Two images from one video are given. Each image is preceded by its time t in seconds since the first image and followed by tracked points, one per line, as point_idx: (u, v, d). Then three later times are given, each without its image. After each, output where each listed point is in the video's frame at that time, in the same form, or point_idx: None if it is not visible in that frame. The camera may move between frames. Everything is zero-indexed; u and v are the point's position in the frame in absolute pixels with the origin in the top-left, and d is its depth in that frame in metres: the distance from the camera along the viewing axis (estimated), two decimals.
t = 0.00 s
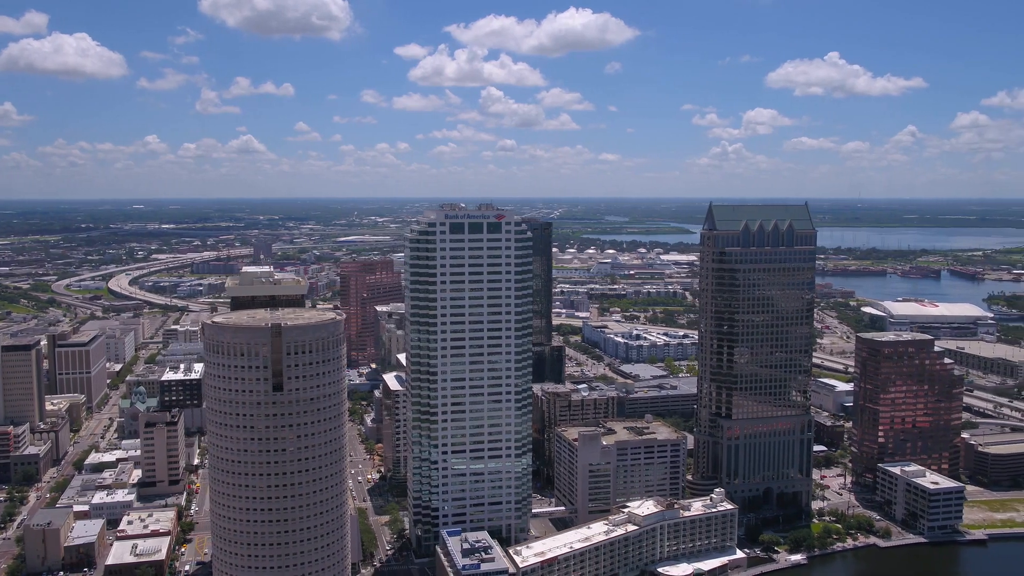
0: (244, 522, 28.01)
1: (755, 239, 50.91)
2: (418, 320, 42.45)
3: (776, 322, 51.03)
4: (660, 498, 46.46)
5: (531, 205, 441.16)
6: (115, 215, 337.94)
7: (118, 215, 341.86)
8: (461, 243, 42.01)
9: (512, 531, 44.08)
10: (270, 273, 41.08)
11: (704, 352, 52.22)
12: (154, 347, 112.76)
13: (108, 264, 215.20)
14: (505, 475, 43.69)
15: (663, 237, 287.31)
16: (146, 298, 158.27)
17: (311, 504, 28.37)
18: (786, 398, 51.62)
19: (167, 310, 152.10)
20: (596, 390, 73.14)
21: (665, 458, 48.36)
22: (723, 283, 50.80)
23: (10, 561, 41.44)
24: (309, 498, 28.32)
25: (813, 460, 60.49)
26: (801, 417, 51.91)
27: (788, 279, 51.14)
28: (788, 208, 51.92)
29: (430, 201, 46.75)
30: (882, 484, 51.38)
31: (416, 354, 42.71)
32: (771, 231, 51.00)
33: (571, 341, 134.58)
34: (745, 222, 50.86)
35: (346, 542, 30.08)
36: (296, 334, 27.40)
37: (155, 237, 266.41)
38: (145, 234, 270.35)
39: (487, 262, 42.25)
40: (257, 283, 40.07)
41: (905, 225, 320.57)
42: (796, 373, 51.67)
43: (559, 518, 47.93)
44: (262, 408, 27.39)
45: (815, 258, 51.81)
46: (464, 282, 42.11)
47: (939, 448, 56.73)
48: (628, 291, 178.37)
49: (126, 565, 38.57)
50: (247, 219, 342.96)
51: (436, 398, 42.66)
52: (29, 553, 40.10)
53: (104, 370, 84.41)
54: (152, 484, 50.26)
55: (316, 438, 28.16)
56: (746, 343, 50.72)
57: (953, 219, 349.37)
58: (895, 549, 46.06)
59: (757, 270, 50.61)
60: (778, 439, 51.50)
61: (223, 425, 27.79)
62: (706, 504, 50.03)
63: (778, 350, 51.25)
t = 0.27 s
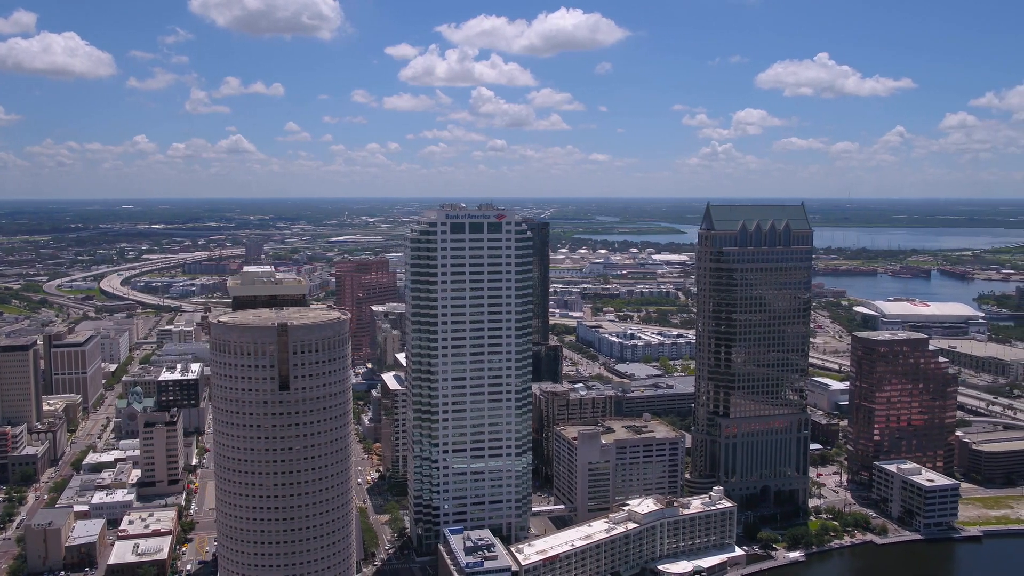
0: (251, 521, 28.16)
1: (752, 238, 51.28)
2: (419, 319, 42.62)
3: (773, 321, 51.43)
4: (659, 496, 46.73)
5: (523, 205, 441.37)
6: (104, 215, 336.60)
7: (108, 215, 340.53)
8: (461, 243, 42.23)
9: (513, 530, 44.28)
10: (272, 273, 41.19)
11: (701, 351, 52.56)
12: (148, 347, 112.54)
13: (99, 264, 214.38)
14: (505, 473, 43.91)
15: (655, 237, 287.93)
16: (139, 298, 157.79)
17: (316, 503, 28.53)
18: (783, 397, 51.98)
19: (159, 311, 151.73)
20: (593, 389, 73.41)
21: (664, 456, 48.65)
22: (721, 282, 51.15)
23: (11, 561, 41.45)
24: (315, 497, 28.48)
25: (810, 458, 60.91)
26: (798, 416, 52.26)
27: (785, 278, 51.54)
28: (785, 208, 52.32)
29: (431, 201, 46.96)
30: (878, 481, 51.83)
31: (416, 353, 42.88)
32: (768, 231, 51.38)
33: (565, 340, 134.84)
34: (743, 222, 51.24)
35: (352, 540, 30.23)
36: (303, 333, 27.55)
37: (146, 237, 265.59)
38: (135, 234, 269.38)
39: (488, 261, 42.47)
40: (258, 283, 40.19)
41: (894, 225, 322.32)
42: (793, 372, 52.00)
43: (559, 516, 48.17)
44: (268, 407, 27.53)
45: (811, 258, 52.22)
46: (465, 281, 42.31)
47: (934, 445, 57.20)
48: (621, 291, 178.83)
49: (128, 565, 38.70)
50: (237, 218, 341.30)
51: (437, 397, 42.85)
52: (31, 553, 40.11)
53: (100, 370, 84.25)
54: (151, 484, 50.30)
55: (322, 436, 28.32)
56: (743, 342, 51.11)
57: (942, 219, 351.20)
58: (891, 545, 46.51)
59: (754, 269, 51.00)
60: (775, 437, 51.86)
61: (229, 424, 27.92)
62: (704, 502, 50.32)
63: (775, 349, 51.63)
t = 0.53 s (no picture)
0: (260, 518, 28.34)
1: (752, 238, 51.64)
2: (422, 319, 42.79)
3: (772, 320, 51.76)
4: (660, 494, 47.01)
5: (516, 204, 441.46)
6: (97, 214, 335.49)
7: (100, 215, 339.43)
8: (464, 243, 42.44)
9: (515, 528, 44.51)
10: (276, 272, 41.29)
11: (701, 350, 52.84)
12: (145, 347, 112.39)
13: (92, 264, 213.72)
14: (507, 472, 44.13)
15: (648, 237, 288.20)
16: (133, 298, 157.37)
17: (325, 500, 28.70)
18: (781, 395, 52.32)
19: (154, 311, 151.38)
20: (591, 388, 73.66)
21: (664, 454, 48.94)
22: (720, 281, 51.45)
23: (15, 560, 41.50)
24: (323, 494, 28.66)
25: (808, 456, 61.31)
26: (796, 414, 52.63)
27: (783, 277, 51.90)
28: (784, 208, 52.68)
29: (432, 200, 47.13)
30: (876, 479, 52.22)
31: (419, 352, 43.06)
32: (767, 231, 51.74)
33: (561, 340, 135.06)
34: (742, 222, 51.61)
35: (359, 538, 30.41)
36: (311, 332, 27.73)
37: (139, 237, 264.87)
38: (128, 234, 268.61)
39: (491, 261, 42.69)
40: (262, 282, 40.29)
41: (887, 224, 323.57)
42: (791, 371, 52.34)
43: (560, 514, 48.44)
44: (277, 406, 27.70)
45: (810, 257, 52.60)
46: (468, 281, 42.52)
47: (932, 443, 57.65)
48: (616, 290, 179.17)
49: (132, 564, 38.84)
50: (230, 218, 340.57)
51: (440, 396, 43.03)
52: (35, 553, 40.17)
53: (97, 370, 84.13)
54: (153, 483, 50.37)
55: (331, 434, 28.51)
56: (742, 341, 51.43)
57: (933, 219, 352.38)
58: (890, 542, 46.88)
59: (753, 268, 51.35)
60: (774, 435, 52.21)
61: (238, 423, 28.09)
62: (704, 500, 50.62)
63: (773, 348, 51.96)
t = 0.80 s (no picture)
0: (267, 516, 28.49)
1: (750, 237, 51.98)
2: (424, 318, 42.94)
3: (770, 319, 52.06)
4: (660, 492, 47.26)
5: (509, 204, 441.43)
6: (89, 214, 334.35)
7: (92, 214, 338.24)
8: (466, 242, 42.65)
9: (516, 526, 44.72)
10: (278, 272, 41.35)
11: (701, 348, 53.08)
12: (140, 347, 112.24)
13: (85, 264, 213.02)
14: (509, 470, 44.33)
15: (642, 237, 288.36)
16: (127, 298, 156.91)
17: (331, 498, 28.85)
18: (779, 393, 52.62)
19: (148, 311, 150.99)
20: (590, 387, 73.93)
21: (664, 452, 49.20)
22: (720, 281, 51.73)
23: (17, 560, 41.51)
24: (330, 492, 28.80)
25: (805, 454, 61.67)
26: (795, 412, 52.94)
27: (782, 276, 52.22)
28: (782, 208, 53.04)
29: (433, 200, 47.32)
30: (874, 476, 52.60)
31: (421, 351, 43.22)
32: (766, 230, 52.10)
33: (556, 339, 135.25)
34: (741, 221, 51.94)
35: (364, 536, 30.54)
36: (319, 330, 27.88)
37: (132, 237, 264.14)
38: (121, 235, 267.78)
39: (492, 260, 42.90)
40: (265, 282, 40.37)
41: (879, 224, 324.65)
42: (790, 369, 52.64)
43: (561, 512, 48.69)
44: (284, 404, 27.84)
45: (808, 256, 52.98)
46: (469, 280, 42.71)
47: (928, 441, 58.12)
48: (611, 290, 179.47)
49: (135, 563, 38.92)
50: (223, 218, 339.86)
51: (442, 395, 43.19)
52: (37, 552, 40.18)
53: (94, 370, 84.01)
54: (154, 483, 50.40)
55: (337, 432, 28.66)
56: (741, 340, 51.70)
57: (925, 219, 353.73)
58: (889, 539, 47.22)
59: (752, 268, 51.65)
60: (772, 434, 52.51)
61: (244, 421, 28.21)
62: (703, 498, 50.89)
63: (771, 347, 52.27)
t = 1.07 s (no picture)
0: (275, 514, 28.62)
1: (748, 236, 52.38)
2: (426, 317, 43.09)
3: (768, 318, 52.39)
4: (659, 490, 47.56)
5: (502, 204, 441.43)
6: (79, 214, 333.01)
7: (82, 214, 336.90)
8: (467, 242, 42.86)
9: (517, 524, 44.93)
10: (280, 271, 41.48)
11: (699, 347, 53.37)
12: (135, 348, 112.10)
13: (77, 264, 212.23)
14: (510, 469, 44.54)
15: (634, 237, 288.56)
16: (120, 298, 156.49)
17: (338, 495, 29.01)
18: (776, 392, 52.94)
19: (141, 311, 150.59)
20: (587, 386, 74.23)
21: (664, 450, 49.49)
22: (719, 280, 52.05)
23: (19, 559, 41.52)
24: (336, 490, 28.95)
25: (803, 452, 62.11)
26: (793, 410, 53.27)
27: (779, 275, 52.58)
28: (780, 207, 53.42)
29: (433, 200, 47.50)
30: (871, 474, 53.04)
31: (422, 350, 43.39)
32: (764, 229, 52.47)
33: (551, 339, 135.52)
34: (739, 221, 52.31)
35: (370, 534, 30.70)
36: (326, 329, 28.05)
37: (123, 237, 263.27)
38: (112, 235, 266.80)
39: (494, 259, 43.12)
40: (268, 281, 40.50)
41: (870, 224, 325.88)
42: (787, 368, 53.00)
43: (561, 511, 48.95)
44: (292, 402, 28.00)
45: (805, 256, 53.36)
46: (471, 279, 42.91)
47: (924, 439, 58.58)
48: (605, 289, 179.84)
49: (138, 562, 38.99)
50: (215, 218, 338.89)
51: (443, 394, 43.35)
52: (39, 552, 40.18)
53: (91, 370, 83.88)
54: (154, 482, 50.45)
55: (344, 430, 28.83)
56: (739, 338, 52.02)
57: (915, 219, 355.09)
58: (886, 536, 47.64)
59: (750, 267, 52.01)
60: (770, 432, 52.85)
61: (252, 420, 28.34)
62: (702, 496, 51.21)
63: (769, 346, 52.60)
